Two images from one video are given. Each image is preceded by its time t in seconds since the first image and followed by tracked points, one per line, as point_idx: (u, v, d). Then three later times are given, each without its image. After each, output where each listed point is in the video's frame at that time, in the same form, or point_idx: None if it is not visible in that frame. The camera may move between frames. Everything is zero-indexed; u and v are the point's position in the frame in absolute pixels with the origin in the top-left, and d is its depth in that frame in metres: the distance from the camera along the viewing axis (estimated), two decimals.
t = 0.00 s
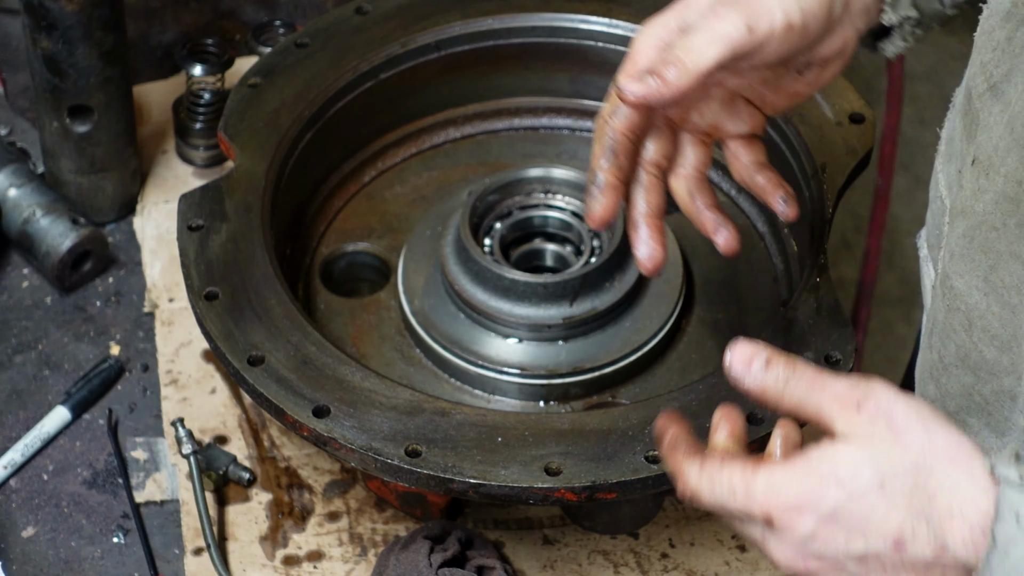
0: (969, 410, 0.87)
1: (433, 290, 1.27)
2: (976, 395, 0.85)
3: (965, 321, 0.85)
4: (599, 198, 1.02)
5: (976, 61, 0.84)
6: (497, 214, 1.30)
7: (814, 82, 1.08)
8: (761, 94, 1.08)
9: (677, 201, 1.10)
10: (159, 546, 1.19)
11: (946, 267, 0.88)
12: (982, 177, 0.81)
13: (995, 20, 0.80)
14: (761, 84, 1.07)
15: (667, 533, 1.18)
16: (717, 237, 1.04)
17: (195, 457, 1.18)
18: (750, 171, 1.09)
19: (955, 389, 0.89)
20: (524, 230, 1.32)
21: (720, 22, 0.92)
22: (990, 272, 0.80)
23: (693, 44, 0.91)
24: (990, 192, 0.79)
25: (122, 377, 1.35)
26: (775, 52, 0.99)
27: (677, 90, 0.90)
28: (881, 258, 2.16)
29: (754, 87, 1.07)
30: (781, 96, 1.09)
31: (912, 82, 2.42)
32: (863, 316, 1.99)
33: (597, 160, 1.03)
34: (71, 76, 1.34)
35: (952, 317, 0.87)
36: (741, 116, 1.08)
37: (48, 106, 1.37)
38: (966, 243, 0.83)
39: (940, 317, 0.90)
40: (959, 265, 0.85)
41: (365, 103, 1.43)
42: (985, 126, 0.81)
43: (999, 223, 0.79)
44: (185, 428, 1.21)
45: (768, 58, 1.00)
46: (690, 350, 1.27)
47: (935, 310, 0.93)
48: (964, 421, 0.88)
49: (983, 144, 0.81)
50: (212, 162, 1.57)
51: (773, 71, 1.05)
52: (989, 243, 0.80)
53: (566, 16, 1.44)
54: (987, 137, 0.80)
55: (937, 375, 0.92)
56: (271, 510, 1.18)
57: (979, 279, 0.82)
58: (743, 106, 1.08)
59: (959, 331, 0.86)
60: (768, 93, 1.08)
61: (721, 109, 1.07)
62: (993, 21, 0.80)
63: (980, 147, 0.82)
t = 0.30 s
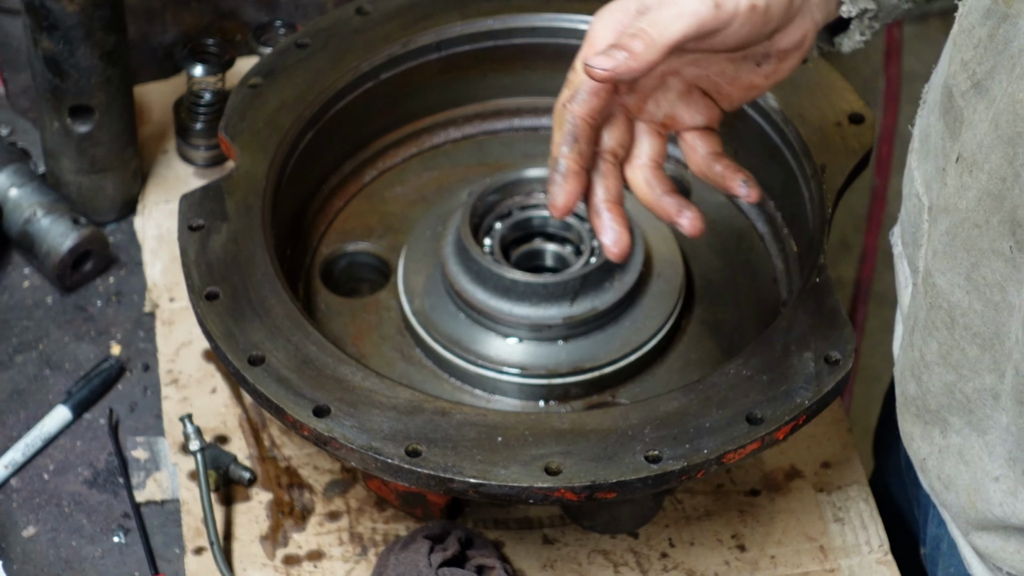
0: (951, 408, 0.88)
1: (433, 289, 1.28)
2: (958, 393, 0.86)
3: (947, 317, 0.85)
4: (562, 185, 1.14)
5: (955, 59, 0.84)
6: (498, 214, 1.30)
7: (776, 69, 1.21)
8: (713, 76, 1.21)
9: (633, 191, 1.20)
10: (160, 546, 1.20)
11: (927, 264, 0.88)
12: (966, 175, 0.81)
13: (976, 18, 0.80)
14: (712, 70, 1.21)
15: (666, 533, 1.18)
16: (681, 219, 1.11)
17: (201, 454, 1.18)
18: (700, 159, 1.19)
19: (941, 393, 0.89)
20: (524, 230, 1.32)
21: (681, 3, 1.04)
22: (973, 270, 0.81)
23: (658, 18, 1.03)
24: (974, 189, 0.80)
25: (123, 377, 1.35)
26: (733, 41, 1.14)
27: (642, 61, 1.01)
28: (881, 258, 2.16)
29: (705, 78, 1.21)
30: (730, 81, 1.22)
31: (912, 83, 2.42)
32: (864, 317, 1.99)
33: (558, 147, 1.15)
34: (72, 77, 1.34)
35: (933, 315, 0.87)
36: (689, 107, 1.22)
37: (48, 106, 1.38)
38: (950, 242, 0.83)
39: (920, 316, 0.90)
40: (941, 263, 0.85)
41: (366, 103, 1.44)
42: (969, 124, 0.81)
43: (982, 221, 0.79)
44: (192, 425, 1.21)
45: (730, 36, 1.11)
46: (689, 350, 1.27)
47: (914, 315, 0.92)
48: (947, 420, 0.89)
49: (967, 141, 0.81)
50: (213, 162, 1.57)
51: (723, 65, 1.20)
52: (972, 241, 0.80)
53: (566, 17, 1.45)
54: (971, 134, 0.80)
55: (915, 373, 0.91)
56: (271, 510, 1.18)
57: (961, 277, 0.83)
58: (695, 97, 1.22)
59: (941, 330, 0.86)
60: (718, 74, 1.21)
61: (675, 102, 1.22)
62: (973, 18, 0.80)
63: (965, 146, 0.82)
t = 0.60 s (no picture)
0: (966, 418, 0.87)
1: (433, 290, 1.27)
2: (975, 402, 0.86)
3: (960, 323, 0.85)
4: (619, 265, 0.86)
5: (946, 60, 0.83)
6: (497, 214, 1.29)
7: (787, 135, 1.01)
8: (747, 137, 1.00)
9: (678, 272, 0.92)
10: (158, 547, 1.19)
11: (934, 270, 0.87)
12: (971, 175, 0.81)
13: (968, 17, 0.80)
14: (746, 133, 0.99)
15: (667, 534, 1.17)
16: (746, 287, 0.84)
17: (200, 455, 1.17)
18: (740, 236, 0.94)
19: (947, 397, 0.88)
20: (524, 230, 1.31)
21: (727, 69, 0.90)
22: (987, 270, 0.81)
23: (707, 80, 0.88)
24: (982, 189, 0.80)
25: (122, 377, 1.34)
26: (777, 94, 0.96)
27: (704, 112, 0.86)
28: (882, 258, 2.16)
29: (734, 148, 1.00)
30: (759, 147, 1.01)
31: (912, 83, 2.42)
32: (864, 316, 1.99)
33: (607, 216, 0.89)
34: (70, 75, 1.33)
35: (946, 322, 0.86)
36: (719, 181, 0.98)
37: (46, 105, 1.37)
38: (962, 246, 0.83)
39: (929, 324, 0.88)
40: (951, 267, 0.84)
41: (365, 103, 1.43)
42: (971, 125, 0.81)
43: (994, 220, 0.80)
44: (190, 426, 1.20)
45: (775, 91, 0.95)
46: (691, 350, 1.26)
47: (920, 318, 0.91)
48: (960, 428, 0.88)
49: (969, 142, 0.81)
50: (211, 161, 1.56)
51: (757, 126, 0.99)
52: (984, 242, 0.81)
53: (566, 15, 1.44)
54: (974, 135, 0.81)
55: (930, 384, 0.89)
56: (270, 510, 1.18)
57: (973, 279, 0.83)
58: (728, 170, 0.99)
59: (954, 336, 0.85)
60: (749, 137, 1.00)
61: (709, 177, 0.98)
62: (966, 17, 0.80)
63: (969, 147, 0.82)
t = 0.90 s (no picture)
0: (952, 403, 0.87)
1: (433, 289, 1.27)
2: (959, 386, 0.85)
3: (945, 307, 0.84)
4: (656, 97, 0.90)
5: (944, 42, 0.83)
6: (497, 213, 1.29)
7: None
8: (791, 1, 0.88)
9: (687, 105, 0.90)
10: (159, 547, 1.19)
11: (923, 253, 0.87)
12: (960, 157, 0.81)
13: None
14: None
15: (667, 534, 1.17)
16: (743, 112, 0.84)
17: (201, 455, 1.16)
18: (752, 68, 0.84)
19: (938, 388, 0.88)
20: (524, 229, 1.31)
21: None
22: (971, 254, 0.81)
23: None
24: (968, 171, 0.80)
25: (122, 377, 1.34)
26: None
27: None
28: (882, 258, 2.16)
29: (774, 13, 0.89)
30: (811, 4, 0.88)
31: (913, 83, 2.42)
32: (864, 317, 1.99)
33: None
34: (70, 75, 1.33)
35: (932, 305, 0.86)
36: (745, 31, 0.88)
37: (46, 105, 1.37)
38: (948, 230, 0.82)
39: (916, 308, 0.88)
40: (936, 250, 0.84)
41: (365, 102, 1.43)
42: (962, 106, 0.81)
43: (978, 203, 0.79)
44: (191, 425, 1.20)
45: None
46: (691, 350, 1.26)
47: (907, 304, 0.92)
48: (945, 414, 0.88)
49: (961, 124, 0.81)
50: (212, 161, 1.56)
51: None
52: (969, 225, 0.80)
53: (566, 15, 1.44)
54: (965, 117, 0.80)
55: (916, 368, 0.89)
56: (270, 510, 1.18)
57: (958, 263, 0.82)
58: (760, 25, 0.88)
59: (940, 319, 0.85)
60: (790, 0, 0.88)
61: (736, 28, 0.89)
62: None
63: (959, 129, 0.81)
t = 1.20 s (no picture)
0: (979, 414, 0.86)
1: (433, 290, 1.27)
2: (987, 397, 0.84)
3: (973, 319, 0.84)
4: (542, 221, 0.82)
5: (965, 53, 0.84)
6: (497, 214, 1.29)
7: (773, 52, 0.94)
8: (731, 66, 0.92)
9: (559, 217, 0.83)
10: (159, 547, 1.19)
11: (948, 265, 0.87)
12: (985, 170, 0.81)
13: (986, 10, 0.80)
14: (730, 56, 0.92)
15: (667, 534, 1.17)
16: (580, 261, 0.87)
17: (201, 455, 1.17)
18: (683, 189, 0.88)
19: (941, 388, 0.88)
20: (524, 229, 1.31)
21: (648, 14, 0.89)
22: (998, 266, 0.80)
23: None
24: (996, 183, 0.80)
25: (122, 377, 1.34)
26: None
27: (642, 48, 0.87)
28: (881, 258, 2.16)
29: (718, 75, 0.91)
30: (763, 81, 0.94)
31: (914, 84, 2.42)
32: (863, 316, 1.98)
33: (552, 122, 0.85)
34: (70, 75, 1.33)
35: (958, 318, 0.86)
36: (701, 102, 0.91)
37: (46, 104, 1.37)
38: (972, 240, 0.83)
39: (942, 318, 0.88)
40: (963, 262, 0.84)
41: (365, 102, 1.43)
42: (983, 118, 0.82)
43: (1006, 215, 0.79)
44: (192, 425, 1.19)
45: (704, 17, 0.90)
46: (691, 350, 1.26)
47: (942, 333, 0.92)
48: (972, 426, 0.87)
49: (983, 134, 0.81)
50: (212, 161, 1.56)
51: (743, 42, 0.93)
52: (995, 237, 0.80)
53: (567, 15, 1.44)
54: (989, 128, 0.81)
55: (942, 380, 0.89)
56: (270, 510, 1.18)
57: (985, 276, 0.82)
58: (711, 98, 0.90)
59: (967, 332, 0.85)
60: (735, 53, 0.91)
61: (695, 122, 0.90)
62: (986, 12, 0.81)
63: (983, 140, 0.82)
